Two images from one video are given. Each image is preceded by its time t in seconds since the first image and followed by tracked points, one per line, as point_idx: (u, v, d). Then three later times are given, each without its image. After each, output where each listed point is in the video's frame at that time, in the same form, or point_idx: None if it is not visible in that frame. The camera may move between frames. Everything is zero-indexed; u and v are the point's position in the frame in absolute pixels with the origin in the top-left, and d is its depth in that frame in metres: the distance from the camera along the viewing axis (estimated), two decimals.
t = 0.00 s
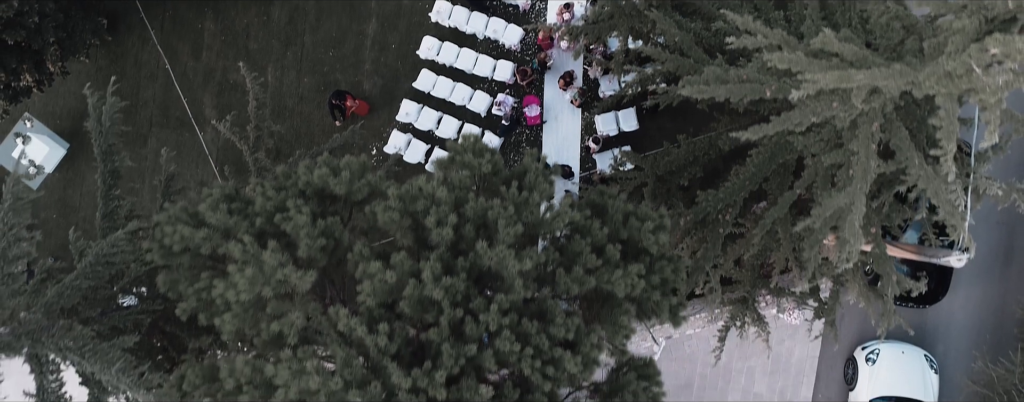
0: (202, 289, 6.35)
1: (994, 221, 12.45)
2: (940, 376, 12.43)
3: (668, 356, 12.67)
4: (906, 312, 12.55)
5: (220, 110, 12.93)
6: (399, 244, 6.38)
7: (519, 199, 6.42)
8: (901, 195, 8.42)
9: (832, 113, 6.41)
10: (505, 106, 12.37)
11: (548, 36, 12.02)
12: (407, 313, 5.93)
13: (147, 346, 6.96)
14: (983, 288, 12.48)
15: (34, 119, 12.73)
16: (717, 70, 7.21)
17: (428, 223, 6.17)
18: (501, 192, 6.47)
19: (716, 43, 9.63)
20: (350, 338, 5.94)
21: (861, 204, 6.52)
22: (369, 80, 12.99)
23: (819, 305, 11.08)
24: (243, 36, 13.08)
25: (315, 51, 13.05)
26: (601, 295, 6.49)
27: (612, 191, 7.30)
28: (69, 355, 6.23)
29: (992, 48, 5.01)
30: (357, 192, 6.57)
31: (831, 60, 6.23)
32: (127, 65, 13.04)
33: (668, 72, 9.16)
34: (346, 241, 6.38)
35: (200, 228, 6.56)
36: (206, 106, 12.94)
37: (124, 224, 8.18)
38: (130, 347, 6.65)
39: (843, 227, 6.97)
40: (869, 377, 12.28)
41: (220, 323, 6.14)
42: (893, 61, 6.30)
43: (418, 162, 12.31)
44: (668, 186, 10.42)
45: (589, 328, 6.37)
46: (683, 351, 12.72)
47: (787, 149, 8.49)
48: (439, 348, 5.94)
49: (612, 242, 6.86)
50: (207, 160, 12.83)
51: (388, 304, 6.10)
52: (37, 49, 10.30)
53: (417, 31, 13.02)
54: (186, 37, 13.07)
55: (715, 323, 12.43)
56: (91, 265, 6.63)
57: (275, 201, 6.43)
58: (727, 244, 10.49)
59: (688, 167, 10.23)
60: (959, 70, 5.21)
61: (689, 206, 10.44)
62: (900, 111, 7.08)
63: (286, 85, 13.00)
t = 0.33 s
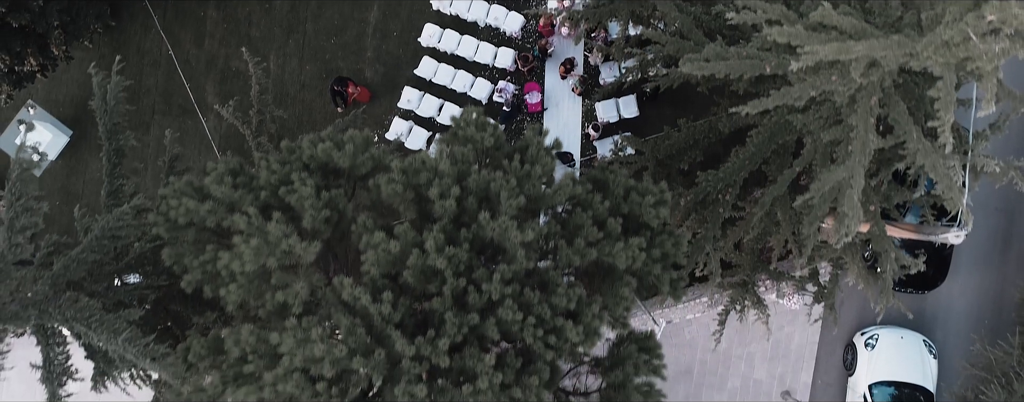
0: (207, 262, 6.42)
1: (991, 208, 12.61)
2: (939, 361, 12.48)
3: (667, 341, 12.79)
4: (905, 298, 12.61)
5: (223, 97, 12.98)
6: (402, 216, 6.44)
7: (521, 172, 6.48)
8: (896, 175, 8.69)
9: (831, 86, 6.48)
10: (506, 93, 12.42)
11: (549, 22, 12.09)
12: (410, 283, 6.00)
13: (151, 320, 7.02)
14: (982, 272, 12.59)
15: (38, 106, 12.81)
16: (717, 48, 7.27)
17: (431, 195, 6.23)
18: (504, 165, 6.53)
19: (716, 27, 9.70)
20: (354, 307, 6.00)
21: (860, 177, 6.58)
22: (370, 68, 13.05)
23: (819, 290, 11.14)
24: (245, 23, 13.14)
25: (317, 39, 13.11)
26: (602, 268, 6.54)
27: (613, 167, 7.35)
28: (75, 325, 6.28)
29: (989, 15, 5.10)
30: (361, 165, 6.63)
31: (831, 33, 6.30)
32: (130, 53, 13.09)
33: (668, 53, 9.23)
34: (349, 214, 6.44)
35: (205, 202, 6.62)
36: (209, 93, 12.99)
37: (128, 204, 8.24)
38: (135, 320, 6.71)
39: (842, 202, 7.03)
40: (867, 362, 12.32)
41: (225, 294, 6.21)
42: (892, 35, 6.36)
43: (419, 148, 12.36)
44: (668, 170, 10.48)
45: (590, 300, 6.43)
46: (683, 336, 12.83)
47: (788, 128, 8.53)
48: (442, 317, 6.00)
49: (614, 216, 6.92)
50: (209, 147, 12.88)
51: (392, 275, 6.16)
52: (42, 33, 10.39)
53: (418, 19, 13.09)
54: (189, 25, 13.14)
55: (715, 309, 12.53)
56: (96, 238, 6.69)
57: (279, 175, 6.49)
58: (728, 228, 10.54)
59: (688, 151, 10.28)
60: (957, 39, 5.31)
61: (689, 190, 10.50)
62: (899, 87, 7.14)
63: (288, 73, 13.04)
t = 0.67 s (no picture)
0: (212, 235, 6.48)
1: (989, 195, 12.72)
2: (938, 347, 12.53)
3: (668, 327, 12.83)
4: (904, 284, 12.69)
5: (225, 85, 13.04)
6: (405, 190, 6.50)
7: (524, 146, 6.54)
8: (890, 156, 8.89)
9: (830, 60, 6.54)
10: (507, 80, 12.45)
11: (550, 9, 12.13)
12: (413, 253, 6.07)
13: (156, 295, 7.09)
14: (981, 257, 12.67)
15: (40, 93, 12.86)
16: (717, 25, 7.33)
17: (434, 168, 6.29)
18: (506, 139, 6.60)
19: (716, 11, 9.76)
20: (358, 277, 6.06)
21: (859, 151, 6.64)
22: (371, 55, 13.10)
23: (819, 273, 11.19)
24: (248, 12, 13.20)
25: (319, 26, 13.16)
26: (603, 241, 6.59)
27: (614, 144, 7.41)
28: (82, 296, 6.34)
29: None
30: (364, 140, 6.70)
31: (829, 7, 6.36)
32: (133, 40, 13.14)
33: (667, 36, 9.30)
34: (353, 187, 6.50)
35: (210, 176, 6.68)
36: (211, 81, 13.04)
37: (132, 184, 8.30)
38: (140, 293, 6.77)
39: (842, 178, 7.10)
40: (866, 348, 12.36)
41: (230, 265, 6.28)
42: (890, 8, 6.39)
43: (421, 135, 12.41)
44: (669, 154, 10.53)
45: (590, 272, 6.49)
46: (683, 323, 12.88)
47: (788, 108, 8.58)
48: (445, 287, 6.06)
49: (615, 191, 6.98)
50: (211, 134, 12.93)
51: (395, 247, 6.22)
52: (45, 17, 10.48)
53: (420, 7, 13.16)
54: (191, 13, 13.20)
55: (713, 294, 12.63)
56: (102, 213, 6.75)
57: (283, 149, 6.56)
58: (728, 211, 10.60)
59: (688, 134, 10.29)
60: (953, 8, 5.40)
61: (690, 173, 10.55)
62: (898, 64, 7.21)
63: (290, 60, 13.09)
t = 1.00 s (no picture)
0: (217, 208, 6.55)
1: (989, 182, 12.79)
2: (936, 333, 12.58)
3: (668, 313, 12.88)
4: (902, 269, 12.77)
5: (227, 72, 13.08)
6: (408, 163, 6.56)
7: (525, 120, 6.61)
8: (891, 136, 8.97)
9: (829, 35, 6.61)
10: (508, 67, 12.47)
11: None
12: (417, 224, 6.13)
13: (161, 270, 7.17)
14: (979, 243, 12.74)
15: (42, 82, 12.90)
16: (718, 3, 7.39)
17: (437, 141, 6.35)
18: (508, 114, 6.66)
19: None
20: (361, 248, 6.12)
21: (858, 125, 6.72)
22: (373, 43, 13.16)
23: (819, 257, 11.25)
24: None
25: (321, 14, 13.21)
26: (605, 215, 6.65)
27: (615, 121, 7.47)
28: (89, 268, 6.40)
29: None
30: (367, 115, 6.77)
31: None
32: (135, 28, 13.19)
33: (668, 18, 9.36)
34: (357, 160, 6.56)
35: (215, 150, 6.75)
36: (213, 69, 13.08)
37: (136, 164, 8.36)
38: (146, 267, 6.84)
39: (841, 154, 7.19)
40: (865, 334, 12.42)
41: (235, 237, 6.35)
42: None
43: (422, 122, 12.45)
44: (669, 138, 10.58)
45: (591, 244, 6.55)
46: (683, 309, 12.92)
47: (788, 89, 8.64)
48: (448, 257, 6.12)
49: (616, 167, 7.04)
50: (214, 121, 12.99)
51: (399, 219, 6.28)
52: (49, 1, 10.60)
53: None
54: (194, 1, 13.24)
55: (713, 281, 12.69)
56: (108, 187, 6.83)
57: (288, 123, 6.63)
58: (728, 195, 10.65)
59: (688, 118, 10.28)
60: None
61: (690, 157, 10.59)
62: (897, 41, 7.27)
63: (293, 49, 13.16)
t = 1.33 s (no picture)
0: (222, 183, 6.61)
1: (988, 169, 12.87)
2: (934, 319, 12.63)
3: (669, 300, 12.88)
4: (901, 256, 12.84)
5: (229, 60, 13.12)
6: (411, 138, 6.62)
7: (527, 95, 6.67)
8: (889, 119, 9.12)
9: (828, 11, 6.67)
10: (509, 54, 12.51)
11: None
12: (420, 196, 6.19)
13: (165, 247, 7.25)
14: (977, 228, 12.81)
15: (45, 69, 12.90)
16: None
17: (439, 115, 6.41)
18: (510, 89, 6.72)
19: None
20: (365, 220, 6.18)
21: (857, 100, 6.82)
22: (375, 31, 13.21)
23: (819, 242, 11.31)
24: None
25: (322, 2, 13.26)
26: (606, 190, 6.71)
27: (615, 99, 7.53)
28: (95, 240, 6.45)
29: None
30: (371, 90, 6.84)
31: None
32: (137, 16, 13.22)
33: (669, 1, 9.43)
34: (360, 135, 6.63)
35: (219, 126, 6.81)
36: (216, 57, 13.10)
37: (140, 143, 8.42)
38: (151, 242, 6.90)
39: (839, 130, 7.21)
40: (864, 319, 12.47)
41: (240, 210, 6.41)
42: None
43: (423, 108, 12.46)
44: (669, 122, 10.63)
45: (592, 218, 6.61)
46: (683, 296, 12.93)
47: (788, 70, 8.66)
48: (451, 229, 6.18)
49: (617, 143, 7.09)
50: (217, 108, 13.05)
51: (402, 191, 6.35)
52: None
53: None
54: None
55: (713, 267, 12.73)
56: (113, 162, 6.90)
57: (292, 99, 6.69)
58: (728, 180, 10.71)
59: (689, 101, 10.26)
60: None
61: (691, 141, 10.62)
62: (896, 19, 7.34)
63: (294, 37, 13.20)
